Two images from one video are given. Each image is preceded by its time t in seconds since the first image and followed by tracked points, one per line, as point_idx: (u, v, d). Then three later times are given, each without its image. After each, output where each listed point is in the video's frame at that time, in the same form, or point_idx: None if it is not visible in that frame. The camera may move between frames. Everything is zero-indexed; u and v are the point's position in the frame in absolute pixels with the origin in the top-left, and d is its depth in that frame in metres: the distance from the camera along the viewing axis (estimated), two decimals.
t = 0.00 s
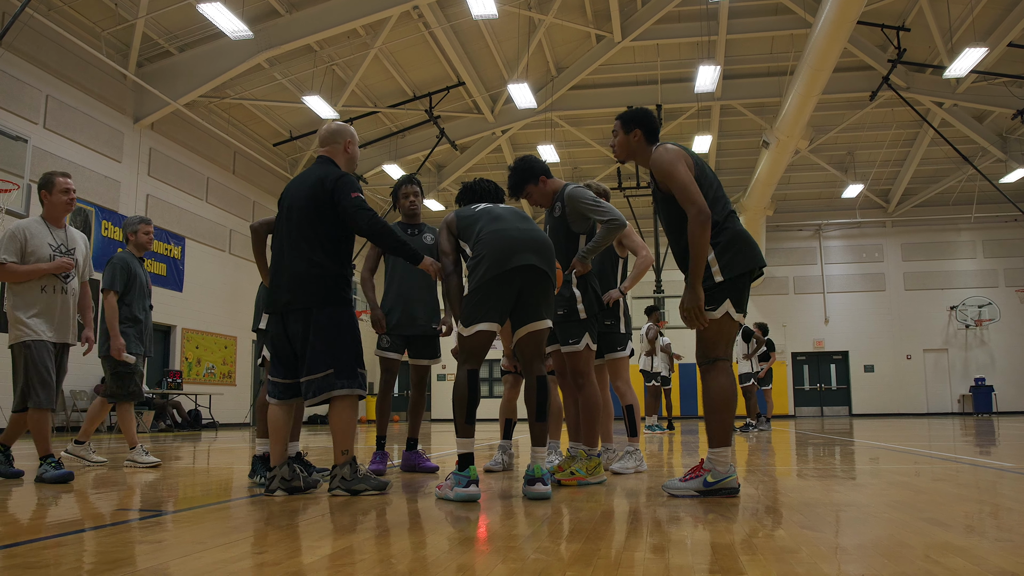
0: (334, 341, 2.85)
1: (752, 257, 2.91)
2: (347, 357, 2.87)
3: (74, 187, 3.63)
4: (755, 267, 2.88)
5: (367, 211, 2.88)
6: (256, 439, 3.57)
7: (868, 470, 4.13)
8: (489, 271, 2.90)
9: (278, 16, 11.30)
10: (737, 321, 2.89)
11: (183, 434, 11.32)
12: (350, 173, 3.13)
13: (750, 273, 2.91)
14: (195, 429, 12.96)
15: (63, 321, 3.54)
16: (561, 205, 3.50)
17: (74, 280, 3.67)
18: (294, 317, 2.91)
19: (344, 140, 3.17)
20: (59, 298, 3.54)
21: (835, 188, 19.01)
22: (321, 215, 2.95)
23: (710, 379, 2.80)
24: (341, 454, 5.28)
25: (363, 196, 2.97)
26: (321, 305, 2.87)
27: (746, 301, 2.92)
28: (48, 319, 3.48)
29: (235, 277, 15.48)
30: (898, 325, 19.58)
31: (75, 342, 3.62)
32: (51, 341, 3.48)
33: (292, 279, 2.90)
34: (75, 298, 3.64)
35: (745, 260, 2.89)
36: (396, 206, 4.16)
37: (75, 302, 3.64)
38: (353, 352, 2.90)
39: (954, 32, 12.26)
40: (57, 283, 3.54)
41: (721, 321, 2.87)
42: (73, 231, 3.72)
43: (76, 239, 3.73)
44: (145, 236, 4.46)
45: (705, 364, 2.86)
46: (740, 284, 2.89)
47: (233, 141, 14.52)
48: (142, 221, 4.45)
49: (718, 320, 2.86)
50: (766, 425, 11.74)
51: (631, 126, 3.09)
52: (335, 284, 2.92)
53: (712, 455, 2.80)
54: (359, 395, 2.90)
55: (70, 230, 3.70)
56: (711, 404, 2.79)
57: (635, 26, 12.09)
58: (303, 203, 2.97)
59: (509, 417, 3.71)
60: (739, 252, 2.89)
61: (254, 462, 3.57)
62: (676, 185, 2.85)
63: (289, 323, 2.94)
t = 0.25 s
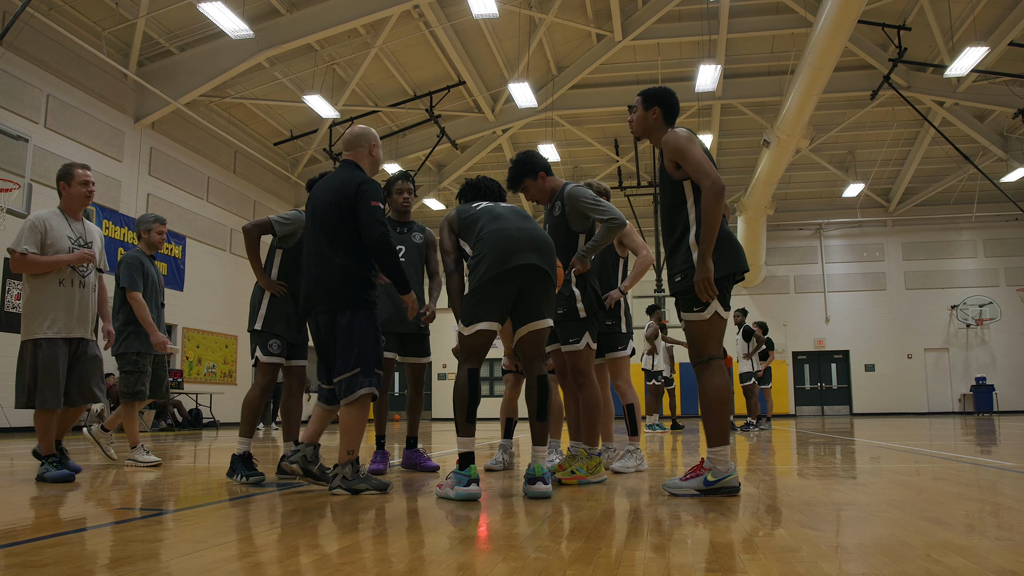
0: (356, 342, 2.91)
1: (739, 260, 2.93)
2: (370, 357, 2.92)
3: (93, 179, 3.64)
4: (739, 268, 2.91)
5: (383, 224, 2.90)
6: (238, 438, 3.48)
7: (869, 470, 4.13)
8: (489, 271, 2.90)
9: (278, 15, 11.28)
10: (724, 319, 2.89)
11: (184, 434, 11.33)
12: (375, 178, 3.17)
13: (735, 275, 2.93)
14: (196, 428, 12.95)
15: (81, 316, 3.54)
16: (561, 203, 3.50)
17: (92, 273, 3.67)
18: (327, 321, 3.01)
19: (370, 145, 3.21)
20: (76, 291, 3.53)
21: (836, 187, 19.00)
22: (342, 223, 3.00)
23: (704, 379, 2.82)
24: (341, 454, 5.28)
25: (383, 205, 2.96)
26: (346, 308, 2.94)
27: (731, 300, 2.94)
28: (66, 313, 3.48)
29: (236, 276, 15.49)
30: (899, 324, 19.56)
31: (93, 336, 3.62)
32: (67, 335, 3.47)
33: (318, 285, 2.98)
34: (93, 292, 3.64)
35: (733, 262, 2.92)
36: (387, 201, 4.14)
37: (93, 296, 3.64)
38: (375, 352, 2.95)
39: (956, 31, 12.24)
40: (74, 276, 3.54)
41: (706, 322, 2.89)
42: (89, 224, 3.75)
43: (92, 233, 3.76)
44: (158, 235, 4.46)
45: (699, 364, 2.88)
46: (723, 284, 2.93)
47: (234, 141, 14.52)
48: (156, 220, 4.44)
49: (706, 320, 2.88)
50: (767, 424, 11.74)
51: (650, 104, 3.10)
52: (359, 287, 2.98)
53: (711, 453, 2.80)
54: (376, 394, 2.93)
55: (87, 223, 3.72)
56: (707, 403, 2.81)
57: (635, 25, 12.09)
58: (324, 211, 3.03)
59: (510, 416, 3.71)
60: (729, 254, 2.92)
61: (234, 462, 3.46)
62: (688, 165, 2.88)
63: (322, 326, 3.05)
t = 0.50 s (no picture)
0: (364, 341, 2.96)
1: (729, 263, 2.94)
2: (378, 357, 2.96)
3: (111, 176, 3.53)
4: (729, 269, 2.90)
5: (397, 231, 3.00)
6: (233, 439, 3.49)
7: (870, 468, 4.13)
8: (489, 270, 2.90)
9: (278, 14, 11.28)
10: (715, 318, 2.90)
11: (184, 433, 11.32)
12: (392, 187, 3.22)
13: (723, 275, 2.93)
14: (196, 427, 12.94)
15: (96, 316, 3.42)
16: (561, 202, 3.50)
17: (108, 271, 3.55)
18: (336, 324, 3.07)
19: (388, 153, 3.26)
20: (90, 289, 3.42)
21: (836, 186, 19.00)
22: (353, 227, 3.07)
23: (696, 379, 2.83)
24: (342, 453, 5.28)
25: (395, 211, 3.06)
26: (354, 309, 3.00)
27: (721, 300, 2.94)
28: (79, 312, 3.37)
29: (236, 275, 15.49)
30: (899, 324, 19.56)
31: (109, 336, 3.50)
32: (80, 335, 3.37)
33: (329, 287, 3.03)
34: (109, 291, 3.52)
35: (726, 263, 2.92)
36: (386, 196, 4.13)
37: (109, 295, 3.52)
38: (382, 352, 2.99)
39: (956, 29, 12.23)
40: (88, 274, 3.43)
41: (695, 322, 2.89)
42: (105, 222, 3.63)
43: (106, 231, 3.64)
44: (168, 234, 4.47)
45: (691, 365, 2.89)
46: (711, 283, 2.92)
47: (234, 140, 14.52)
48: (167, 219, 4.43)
49: (695, 321, 2.89)
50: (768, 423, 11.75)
51: (661, 96, 3.09)
52: (366, 290, 3.04)
53: (709, 453, 2.80)
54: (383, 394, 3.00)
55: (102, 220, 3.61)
56: (699, 402, 2.81)
57: (635, 24, 12.08)
58: (336, 214, 3.10)
59: (510, 415, 3.71)
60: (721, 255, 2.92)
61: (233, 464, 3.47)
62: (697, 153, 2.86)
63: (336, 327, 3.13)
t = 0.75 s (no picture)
0: (363, 345, 2.98)
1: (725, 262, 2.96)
2: (378, 357, 2.97)
3: (131, 172, 3.47)
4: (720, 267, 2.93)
5: (391, 234, 3.01)
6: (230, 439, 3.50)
7: (870, 468, 4.14)
8: (488, 271, 2.90)
9: (278, 14, 11.28)
10: (713, 317, 2.91)
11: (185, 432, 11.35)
12: (394, 193, 3.22)
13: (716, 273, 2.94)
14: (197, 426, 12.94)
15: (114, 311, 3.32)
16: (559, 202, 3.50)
17: (130, 267, 3.46)
18: (339, 326, 3.09)
19: (391, 159, 3.25)
20: (110, 285, 3.32)
21: (837, 186, 19.00)
22: (355, 231, 3.11)
23: (698, 378, 2.84)
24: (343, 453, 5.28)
25: (390, 214, 3.07)
26: (358, 311, 3.01)
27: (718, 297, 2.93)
28: (98, 307, 3.26)
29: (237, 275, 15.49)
30: (900, 323, 19.55)
31: (131, 333, 3.37)
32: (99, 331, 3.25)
33: (336, 289, 3.07)
34: (129, 287, 3.42)
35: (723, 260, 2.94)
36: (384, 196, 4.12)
37: (130, 292, 3.42)
38: (383, 352, 2.99)
39: (956, 29, 12.24)
40: (109, 269, 3.34)
41: (694, 320, 2.89)
42: (129, 220, 3.57)
43: (131, 230, 3.58)
44: (185, 233, 4.42)
45: (692, 363, 2.89)
46: (707, 279, 2.91)
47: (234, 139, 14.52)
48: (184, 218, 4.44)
49: (694, 320, 2.89)
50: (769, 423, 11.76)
51: (663, 94, 3.10)
52: (368, 291, 3.05)
53: (710, 453, 2.80)
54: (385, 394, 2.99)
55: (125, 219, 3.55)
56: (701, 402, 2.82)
57: (635, 24, 12.07)
58: (342, 219, 3.15)
59: (511, 415, 3.71)
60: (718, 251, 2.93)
61: (234, 462, 3.46)
62: (701, 145, 2.88)
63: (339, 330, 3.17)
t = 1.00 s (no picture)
0: (364, 347, 2.99)
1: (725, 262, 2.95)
2: (372, 357, 2.99)
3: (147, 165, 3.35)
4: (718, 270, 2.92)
5: (386, 234, 2.98)
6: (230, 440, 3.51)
7: (870, 467, 4.14)
8: (489, 271, 2.90)
9: (278, 13, 11.28)
10: (713, 317, 2.90)
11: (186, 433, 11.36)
12: (396, 193, 3.22)
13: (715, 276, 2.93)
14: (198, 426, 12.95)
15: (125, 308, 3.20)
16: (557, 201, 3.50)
17: (144, 263, 3.35)
18: (340, 326, 3.10)
19: (393, 158, 3.26)
20: (123, 280, 3.21)
21: (837, 185, 18.99)
22: (356, 232, 3.11)
23: (698, 380, 2.84)
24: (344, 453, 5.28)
25: (388, 213, 3.06)
26: (359, 311, 3.02)
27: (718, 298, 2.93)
28: (112, 303, 3.16)
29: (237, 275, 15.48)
30: (900, 323, 19.56)
31: (144, 330, 3.27)
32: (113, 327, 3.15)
33: (338, 289, 3.07)
34: (143, 283, 3.31)
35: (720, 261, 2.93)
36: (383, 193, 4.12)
37: (144, 288, 3.30)
38: (379, 351, 3.00)
39: (957, 28, 12.24)
40: (122, 265, 3.22)
41: (693, 322, 2.89)
42: (144, 215, 3.44)
43: (148, 224, 3.45)
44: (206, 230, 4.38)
45: (693, 364, 2.89)
46: (707, 282, 2.91)
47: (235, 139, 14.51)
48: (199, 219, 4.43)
49: (695, 321, 2.89)
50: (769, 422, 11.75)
51: (666, 92, 3.10)
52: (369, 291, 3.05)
53: (711, 453, 2.80)
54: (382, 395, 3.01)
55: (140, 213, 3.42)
56: (701, 403, 2.81)
57: (635, 23, 12.06)
58: (344, 222, 3.16)
59: (511, 415, 3.72)
60: (716, 252, 2.93)
61: (238, 463, 3.48)
62: (697, 142, 2.89)
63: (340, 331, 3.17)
